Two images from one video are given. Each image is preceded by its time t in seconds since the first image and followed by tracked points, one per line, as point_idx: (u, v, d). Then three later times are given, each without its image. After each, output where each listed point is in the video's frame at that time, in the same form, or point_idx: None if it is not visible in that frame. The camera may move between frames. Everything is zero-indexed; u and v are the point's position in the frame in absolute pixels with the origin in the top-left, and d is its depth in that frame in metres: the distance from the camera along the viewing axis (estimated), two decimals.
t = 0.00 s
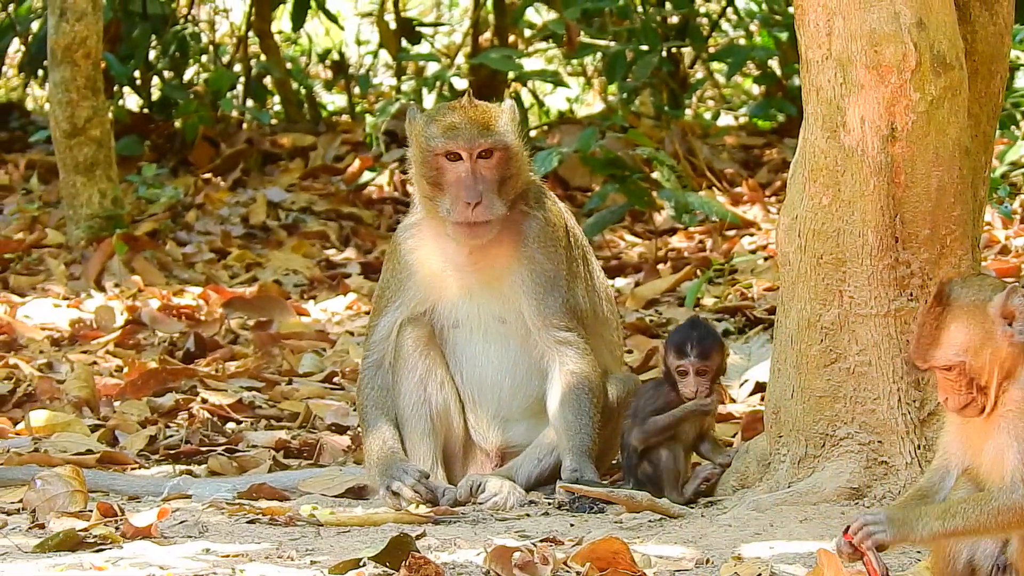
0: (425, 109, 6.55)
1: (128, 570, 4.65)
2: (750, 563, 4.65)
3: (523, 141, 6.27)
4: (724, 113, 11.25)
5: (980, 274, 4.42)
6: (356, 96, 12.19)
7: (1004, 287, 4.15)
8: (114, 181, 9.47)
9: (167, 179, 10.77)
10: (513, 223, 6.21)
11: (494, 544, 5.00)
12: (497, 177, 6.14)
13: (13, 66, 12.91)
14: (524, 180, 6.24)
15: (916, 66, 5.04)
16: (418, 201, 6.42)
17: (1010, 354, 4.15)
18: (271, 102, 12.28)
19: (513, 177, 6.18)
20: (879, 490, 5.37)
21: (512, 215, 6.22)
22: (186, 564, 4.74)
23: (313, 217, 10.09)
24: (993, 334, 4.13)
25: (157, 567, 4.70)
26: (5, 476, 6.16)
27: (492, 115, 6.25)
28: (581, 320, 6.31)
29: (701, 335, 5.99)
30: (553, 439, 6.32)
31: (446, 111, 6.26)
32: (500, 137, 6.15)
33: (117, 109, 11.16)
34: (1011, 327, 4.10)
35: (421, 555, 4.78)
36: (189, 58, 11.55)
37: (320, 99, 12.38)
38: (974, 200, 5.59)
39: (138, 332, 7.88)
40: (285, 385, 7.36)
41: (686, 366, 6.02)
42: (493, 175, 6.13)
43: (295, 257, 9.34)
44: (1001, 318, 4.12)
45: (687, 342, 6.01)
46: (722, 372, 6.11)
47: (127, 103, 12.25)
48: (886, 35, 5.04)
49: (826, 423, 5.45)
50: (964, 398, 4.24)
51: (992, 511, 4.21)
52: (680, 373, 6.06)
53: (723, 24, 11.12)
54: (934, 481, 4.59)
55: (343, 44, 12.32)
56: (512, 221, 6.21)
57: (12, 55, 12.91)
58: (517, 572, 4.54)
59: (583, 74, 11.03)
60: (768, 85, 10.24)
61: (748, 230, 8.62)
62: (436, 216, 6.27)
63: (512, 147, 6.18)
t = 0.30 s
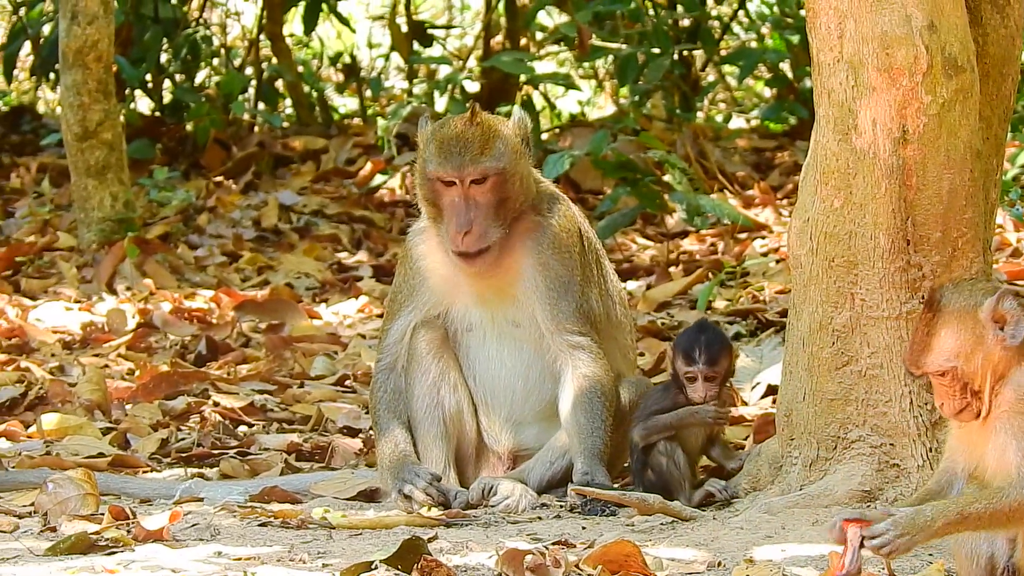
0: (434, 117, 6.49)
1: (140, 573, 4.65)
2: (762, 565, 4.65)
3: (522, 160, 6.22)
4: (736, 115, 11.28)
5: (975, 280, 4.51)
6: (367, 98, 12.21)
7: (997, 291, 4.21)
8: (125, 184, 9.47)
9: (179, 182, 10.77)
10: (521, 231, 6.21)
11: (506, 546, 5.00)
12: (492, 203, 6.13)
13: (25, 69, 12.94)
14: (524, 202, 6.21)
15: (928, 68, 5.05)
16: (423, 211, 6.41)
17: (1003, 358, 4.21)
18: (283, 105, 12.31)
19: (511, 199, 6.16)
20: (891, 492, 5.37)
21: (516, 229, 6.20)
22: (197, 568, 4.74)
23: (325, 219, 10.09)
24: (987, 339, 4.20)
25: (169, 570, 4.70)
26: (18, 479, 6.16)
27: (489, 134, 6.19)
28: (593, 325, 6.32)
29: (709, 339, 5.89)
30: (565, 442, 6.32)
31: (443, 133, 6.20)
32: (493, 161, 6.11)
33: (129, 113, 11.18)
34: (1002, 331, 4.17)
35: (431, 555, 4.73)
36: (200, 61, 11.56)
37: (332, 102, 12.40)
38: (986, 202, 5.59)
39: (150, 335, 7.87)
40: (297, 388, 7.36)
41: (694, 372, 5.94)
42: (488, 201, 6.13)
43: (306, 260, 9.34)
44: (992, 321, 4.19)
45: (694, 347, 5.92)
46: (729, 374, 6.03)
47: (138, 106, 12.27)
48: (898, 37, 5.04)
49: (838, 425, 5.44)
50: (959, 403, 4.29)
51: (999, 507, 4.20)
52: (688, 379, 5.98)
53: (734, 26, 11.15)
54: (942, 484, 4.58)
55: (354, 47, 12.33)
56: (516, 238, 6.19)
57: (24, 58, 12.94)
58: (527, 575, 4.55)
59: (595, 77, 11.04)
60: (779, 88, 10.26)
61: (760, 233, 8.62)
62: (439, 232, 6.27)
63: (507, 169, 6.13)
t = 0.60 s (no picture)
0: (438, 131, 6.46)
1: None
2: (771, 568, 4.65)
3: (522, 179, 6.19)
4: (743, 119, 11.29)
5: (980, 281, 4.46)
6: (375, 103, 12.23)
7: (998, 296, 4.16)
8: (133, 188, 9.48)
9: (187, 186, 10.78)
10: (529, 239, 6.23)
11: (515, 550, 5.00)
12: (495, 225, 6.13)
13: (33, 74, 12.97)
14: (524, 224, 6.20)
15: (936, 72, 5.02)
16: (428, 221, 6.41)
17: (999, 363, 4.16)
18: (290, 110, 12.32)
19: (512, 221, 6.16)
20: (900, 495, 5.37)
21: (523, 240, 6.22)
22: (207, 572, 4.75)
23: (333, 224, 10.10)
24: (982, 343, 4.15)
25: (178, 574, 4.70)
26: (27, 484, 6.16)
27: (488, 157, 6.15)
28: (603, 329, 6.34)
29: (680, 355, 5.86)
30: (574, 446, 6.33)
31: (441, 155, 6.16)
32: (492, 186, 6.09)
33: (137, 118, 11.20)
34: (999, 337, 4.12)
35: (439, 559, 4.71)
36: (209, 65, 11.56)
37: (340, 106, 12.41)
38: (995, 205, 5.58)
39: (158, 339, 7.87)
40: (305, 393, 7.36)
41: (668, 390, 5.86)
42: (490, 226, 6.13)
43: (315, 264, 9.34)
44: (990, 327, 4.14)
45: (665, 365, 5.88)
46: (715, 387, 5.93)
47: (147, 111, 12.32)
48: (905, 41, 5.02)
49: (846, 429, 5.45)
50: (950, 401, 4.26)
51: (989, 516, 4.17)
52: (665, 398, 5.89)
53: (742, 30, 11.18)
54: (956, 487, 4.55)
55: (362, 51, 12.34)
56: (523, 254, 6.20)
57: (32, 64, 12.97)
58: None
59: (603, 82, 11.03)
60: (787, 91, 10.24)
61: (768, 237, 8.61)
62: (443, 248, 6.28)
63: (506, 194, 6.11)
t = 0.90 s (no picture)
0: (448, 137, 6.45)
1: None
2: (781, 570, 4.67)
3: (520, 193, 6.16)
4: (754, 121, 11.32)
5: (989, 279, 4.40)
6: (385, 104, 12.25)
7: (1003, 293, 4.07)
8: (142, 191, 9.45)
9: (197, 189, 10.78)
10: (538, 245, 6.22)
11: (525, 553, 4.99)
12: (485, 241, 6.13)
13: (42, 77, 13.00)
14: (521, 238, 6.16)
15: (946, 73, 5.03)
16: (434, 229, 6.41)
17: (1007, 360, 4.07)
18: (300, 113, 12.34)
19: (508, 238, 6.14)
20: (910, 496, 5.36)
21: (529, 248, 6.20)
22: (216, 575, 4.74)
23: (343, 227, 10.11)
24: (990, 340, 4.06)
25: None
26: (36, 486, 6.16)
27: (485, 170, 6.13)
28: (616, 332, 6.35)
29: (676, 356, 5.92)
30: (585, 448, 6.34)
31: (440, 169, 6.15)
32: (484, 204, 6.07)
33: (146, 120, 11.24)
34: (1006, 333, 4.02)
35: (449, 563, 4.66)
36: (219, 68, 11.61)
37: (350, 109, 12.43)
38: (1005, 207, 5.59)
39: (168, 342, 7.87)
40: (316, 395, 7.36)
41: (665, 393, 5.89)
42: (482, 243, 6.13)
43: (324, 266, 9.33)
44: (997, 324, 4.05)
45: (663, 367, 5.92)
46: (706, 386, 6.05)
47: (156, 113, 12.39)
48: (916, 42, 5.03)
49: (856, 430, 5.44)
50: (964, 403, 4.19)
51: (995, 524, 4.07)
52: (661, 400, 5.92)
53: (752, 31, 11.22)
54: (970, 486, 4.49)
55: (372, 53, 12.33)
56: (517, 265, 6.17)
57: (41, 65, 13.01)
58: None
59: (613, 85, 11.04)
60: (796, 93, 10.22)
61: (778, 238, 8.62)
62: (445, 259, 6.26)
63: (498, 208, 6.10)
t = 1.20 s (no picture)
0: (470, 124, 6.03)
1: None
2: None
3: (509, 183, 5.68)
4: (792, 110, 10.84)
5: None
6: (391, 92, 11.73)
7: None
8: (126, 187, 9.00)
9: (187, 184, 10.26)
10: (546, 241, 5.67)
11: None
12: (468, 233, 5.63)
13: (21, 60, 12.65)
14: (510, 235, 5.63)
15: (999, 58, 4.14)
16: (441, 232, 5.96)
17: None
18: (298, 101, 11.85)
19: (491, 232, 5.64)
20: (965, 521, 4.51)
21: (530, 244, 5.66)
22: None
23: (344, 224, 9.58)
24: None
25: None
26: (7, 508, 5.56)
27: (473, 158, 5.68)
28: (641, 341, 5.79)
29: (696, 363, 4.92)
30: (609, 467, 5.74)
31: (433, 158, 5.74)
32: (462, 192, 5.60)
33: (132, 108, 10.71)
34: None
35: None
36: (209, 52, 11.23)
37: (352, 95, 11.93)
38: None
39: (153, 350, 7.29)
40: (314, 409, 6.78)
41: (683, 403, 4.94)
42: (461, 235, 5.63)
43: (324, 268, 8.78)
44: None
45: (680, 374, 4.94)
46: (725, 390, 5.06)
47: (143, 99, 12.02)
48: (966, 26, 4.16)
49: (904, 447, 4.68)
50: None
51: None
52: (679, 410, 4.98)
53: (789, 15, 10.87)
54: None
55: (377, 37, 11.74)
56: (506, 261, 5.62)
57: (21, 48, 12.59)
58: None
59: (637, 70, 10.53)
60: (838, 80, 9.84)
61: (819, 238, 8.23)
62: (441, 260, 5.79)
63: (480, 195, 5.63)
